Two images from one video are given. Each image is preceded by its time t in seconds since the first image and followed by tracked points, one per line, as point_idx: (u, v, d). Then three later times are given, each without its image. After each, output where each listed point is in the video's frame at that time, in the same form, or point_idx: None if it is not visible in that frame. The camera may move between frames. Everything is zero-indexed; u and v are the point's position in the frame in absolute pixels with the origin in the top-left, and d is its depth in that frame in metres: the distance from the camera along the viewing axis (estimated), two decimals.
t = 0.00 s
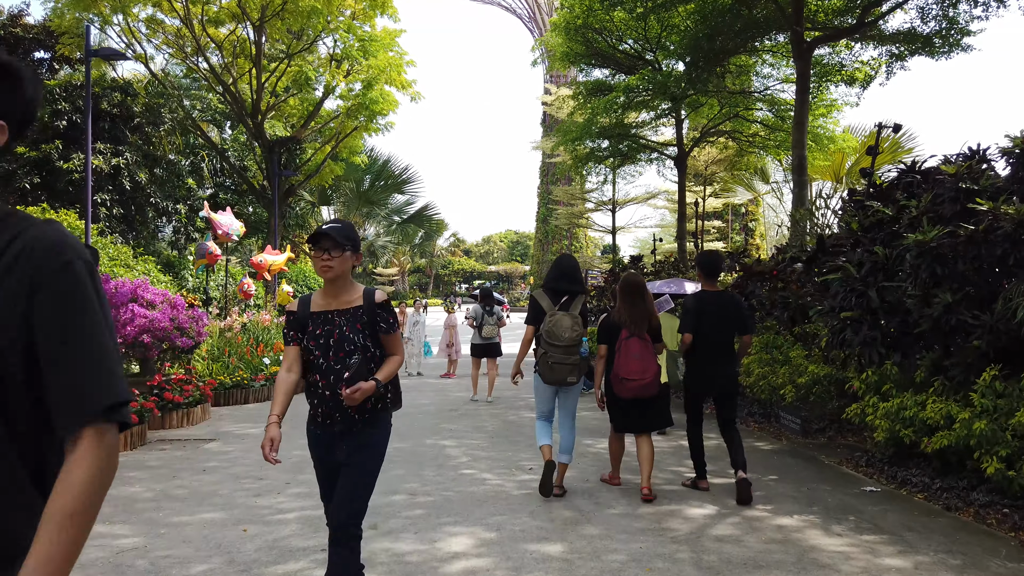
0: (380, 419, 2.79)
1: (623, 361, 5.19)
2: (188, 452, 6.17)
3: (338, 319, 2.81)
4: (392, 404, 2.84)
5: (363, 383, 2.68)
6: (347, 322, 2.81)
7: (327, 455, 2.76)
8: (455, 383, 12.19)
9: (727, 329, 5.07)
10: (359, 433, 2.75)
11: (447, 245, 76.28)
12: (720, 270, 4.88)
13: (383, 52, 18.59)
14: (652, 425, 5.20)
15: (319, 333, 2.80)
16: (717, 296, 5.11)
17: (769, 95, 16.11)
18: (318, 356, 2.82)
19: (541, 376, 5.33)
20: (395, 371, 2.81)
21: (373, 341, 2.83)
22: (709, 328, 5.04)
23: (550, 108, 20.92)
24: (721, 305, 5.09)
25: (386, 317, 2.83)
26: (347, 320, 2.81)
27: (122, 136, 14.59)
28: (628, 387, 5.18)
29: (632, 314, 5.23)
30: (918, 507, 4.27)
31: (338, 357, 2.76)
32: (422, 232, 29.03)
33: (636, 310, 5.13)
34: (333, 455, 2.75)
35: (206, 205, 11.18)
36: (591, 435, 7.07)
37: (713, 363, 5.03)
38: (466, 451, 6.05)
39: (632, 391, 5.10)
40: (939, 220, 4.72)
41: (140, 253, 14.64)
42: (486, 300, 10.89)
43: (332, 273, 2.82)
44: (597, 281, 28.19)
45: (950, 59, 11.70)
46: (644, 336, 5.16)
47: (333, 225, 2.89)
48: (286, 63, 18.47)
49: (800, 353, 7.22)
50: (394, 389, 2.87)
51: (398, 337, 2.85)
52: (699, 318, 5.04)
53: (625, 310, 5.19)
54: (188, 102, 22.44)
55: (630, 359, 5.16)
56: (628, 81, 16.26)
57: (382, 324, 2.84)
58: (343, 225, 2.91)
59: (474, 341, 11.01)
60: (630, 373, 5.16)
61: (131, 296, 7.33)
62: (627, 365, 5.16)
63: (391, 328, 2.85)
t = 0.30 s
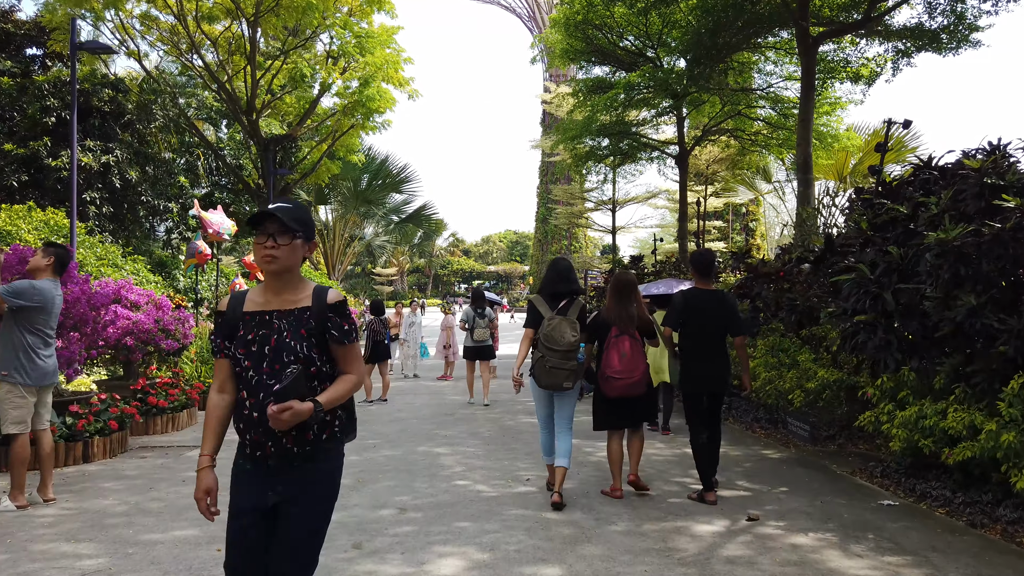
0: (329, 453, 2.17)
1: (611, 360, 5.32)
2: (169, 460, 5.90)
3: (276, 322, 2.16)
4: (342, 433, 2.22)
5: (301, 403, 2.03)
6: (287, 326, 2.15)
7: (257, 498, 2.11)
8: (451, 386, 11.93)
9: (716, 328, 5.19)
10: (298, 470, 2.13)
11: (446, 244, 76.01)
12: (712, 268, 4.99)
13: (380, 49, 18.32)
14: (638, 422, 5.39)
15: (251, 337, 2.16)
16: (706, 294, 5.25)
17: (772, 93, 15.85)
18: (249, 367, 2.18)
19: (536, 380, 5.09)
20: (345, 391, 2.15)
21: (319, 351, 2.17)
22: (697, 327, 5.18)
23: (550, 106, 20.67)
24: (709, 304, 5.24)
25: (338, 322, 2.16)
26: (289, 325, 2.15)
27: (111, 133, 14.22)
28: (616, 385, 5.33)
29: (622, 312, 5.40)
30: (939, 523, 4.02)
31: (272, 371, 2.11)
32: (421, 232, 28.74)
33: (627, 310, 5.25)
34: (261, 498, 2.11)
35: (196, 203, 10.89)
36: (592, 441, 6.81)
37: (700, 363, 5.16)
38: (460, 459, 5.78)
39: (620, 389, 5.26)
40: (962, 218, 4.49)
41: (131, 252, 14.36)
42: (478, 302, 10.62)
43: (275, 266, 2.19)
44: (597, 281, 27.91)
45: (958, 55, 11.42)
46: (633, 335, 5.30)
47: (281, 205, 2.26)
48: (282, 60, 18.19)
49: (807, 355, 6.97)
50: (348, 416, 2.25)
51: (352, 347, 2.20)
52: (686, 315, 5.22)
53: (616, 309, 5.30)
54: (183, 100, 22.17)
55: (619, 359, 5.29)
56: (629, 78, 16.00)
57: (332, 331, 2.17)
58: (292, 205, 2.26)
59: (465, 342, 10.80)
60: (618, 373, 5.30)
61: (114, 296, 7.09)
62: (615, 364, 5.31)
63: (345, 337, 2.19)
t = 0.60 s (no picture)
0: (224, 507, 1.72)
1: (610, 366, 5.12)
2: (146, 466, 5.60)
3: (160, 327, 1.68)
4: (244, 482, 1.77)
5: (182, 441, 1.57)
6: (173, 332, 1.67)
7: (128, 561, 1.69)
8: (447, 387, 11.64)
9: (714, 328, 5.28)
10: (181, 524, 1.68)
11: (445, 243, 75.73)
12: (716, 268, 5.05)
13: (376, 44, 18.03)
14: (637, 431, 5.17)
15: (128, 346, 1.69)
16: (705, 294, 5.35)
17: (774, 88, 15.57)
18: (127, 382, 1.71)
19: (529, 377, 5.09)
20: (256, 422, 1.66)
21: (218, 367, 1.68)
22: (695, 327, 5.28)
23: (549, 103, 20.40)
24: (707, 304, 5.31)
25: (239, 326, 1.67)
26: (175, 330, 1.67)
27: (100, 129, 14.17)
28: (615, 392, 5.13)
29: (622, 315, 5.19)
30: (964, 538, 3.74)
31: (150, 394, 1.64)
32: (418, 231, 28.44)
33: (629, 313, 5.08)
34: (132, 562, 1.68)
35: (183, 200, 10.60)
36: (591, 446, 6.52)
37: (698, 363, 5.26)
38: (450, 466, 5.48)
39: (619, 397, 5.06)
40: (985, 210, 4.21)
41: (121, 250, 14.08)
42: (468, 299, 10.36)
43: (157, 250, 1.71)
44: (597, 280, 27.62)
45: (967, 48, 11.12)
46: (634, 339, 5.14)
47: (173, 170, 1.77)
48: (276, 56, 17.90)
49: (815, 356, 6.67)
50: (261, 456, 1.80)
51: (267, 361, 1.70)
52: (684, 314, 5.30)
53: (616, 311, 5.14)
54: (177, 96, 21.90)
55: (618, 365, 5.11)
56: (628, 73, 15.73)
57: (234, 340, 1.67)
58: (181, 167, 1.78)
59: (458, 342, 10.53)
60: (617, 379, 5.10)
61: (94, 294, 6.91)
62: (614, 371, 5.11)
63: (253, 346, 1.68)
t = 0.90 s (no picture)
0: None
1: (615, 362, 5.18)
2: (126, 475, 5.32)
3: None
4: (60, 568, 1.35)
5: None
6: None
7: None
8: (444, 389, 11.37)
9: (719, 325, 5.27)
10: None
11: (445, 242, 75.51)
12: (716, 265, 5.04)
13: (374, 40, 17.76)
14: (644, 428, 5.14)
15: None
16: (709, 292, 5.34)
17: (778, 84, 15.32)
18: None
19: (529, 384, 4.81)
20: (67, 475, 1.27)
21: (24, 396, 1.30)
22: (699, 325, 5.27)
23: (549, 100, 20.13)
24: (711, 302, 5.31)
25: (50, 332, 1.26)
26: None
27: (90, 125, 13.76)
28: (621, 388, 5.14)
29: (626, 312, 5.23)
30: (997, 557, 3.47)
31: None
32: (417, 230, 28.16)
33: (632, 310, 5.12)
34: None
35: (174, 197, 10.30)
36: (593, 452, 6.25)
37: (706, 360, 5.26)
38: (445, 475, 5.21)
39: (624, 392, 5.08)
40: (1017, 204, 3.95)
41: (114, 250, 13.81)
42: (466, 299, 10.11)
43: None
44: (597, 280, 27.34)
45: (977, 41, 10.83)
46: (638, 335, 5.17)
47: None
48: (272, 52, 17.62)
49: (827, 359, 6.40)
50: (106, 525, 1.38)
51: (95, 384, 1.30)
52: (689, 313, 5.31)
53: (620, 309, 5.20)
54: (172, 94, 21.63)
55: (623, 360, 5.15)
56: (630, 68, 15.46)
57: (42, 355, 1.27)
58: None
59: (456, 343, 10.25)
60: (622, 374, 5.12)
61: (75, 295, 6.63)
62: (619, 366, 5.15)
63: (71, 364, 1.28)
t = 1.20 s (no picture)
0: None
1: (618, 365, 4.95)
2: (110, 482, 5.06)
3: None
4: None
5: None
6: None
7: None
8: (444, 390, 11.12)
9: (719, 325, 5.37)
10: None
11: (445, 241, 75.25)
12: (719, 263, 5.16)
13: (372, 35, 17.49)
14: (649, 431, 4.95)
15: None
16: (706, 293, 5.46)
17: (784, 80, 15.08)
18: None
19: (536, 378, 4.76)
20: None
21: None
22: (698, 325, 5.39)
23: (551, 97, 19.86)
24: (709, 303, 5.43)
25: None
26: None
27: (83, 120, 13.42)
28: (625, 392, 4.93)
29: (626, 313, 5.02)
30: None
31: None
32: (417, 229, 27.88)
33: (637, 310, 4.93)
34: None
35: (167, 194, 10.02)
36: (599, 457, 5.99)
37: (708, 357, 5.43)
38: (445, 483, 4.95)
39: (631, 395, 4.87)
40: None
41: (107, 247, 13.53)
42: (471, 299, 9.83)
43: None
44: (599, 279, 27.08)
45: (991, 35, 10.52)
46: (641, 337, 4.99)
47: None
48: (269, 47, 17.35)
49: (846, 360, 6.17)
50: None
51: None
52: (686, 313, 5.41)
53: (622, 309, 4.95)
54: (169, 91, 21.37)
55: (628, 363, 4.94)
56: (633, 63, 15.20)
57: None
58: None
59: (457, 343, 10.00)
60: (627, 377, 4.91)
61: (59, 293, 6.38)
62: (624, 369, 4.93)
63: None
